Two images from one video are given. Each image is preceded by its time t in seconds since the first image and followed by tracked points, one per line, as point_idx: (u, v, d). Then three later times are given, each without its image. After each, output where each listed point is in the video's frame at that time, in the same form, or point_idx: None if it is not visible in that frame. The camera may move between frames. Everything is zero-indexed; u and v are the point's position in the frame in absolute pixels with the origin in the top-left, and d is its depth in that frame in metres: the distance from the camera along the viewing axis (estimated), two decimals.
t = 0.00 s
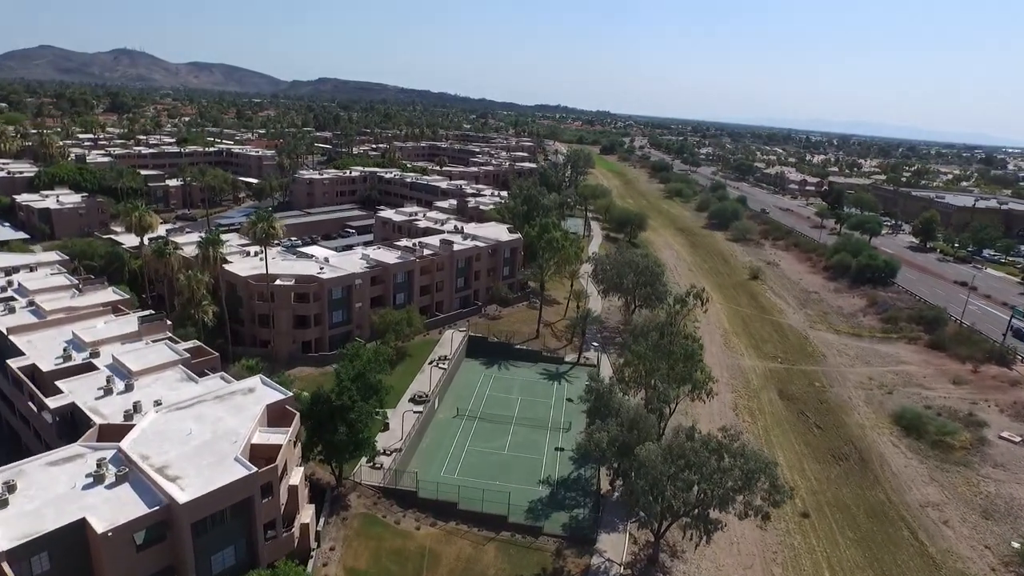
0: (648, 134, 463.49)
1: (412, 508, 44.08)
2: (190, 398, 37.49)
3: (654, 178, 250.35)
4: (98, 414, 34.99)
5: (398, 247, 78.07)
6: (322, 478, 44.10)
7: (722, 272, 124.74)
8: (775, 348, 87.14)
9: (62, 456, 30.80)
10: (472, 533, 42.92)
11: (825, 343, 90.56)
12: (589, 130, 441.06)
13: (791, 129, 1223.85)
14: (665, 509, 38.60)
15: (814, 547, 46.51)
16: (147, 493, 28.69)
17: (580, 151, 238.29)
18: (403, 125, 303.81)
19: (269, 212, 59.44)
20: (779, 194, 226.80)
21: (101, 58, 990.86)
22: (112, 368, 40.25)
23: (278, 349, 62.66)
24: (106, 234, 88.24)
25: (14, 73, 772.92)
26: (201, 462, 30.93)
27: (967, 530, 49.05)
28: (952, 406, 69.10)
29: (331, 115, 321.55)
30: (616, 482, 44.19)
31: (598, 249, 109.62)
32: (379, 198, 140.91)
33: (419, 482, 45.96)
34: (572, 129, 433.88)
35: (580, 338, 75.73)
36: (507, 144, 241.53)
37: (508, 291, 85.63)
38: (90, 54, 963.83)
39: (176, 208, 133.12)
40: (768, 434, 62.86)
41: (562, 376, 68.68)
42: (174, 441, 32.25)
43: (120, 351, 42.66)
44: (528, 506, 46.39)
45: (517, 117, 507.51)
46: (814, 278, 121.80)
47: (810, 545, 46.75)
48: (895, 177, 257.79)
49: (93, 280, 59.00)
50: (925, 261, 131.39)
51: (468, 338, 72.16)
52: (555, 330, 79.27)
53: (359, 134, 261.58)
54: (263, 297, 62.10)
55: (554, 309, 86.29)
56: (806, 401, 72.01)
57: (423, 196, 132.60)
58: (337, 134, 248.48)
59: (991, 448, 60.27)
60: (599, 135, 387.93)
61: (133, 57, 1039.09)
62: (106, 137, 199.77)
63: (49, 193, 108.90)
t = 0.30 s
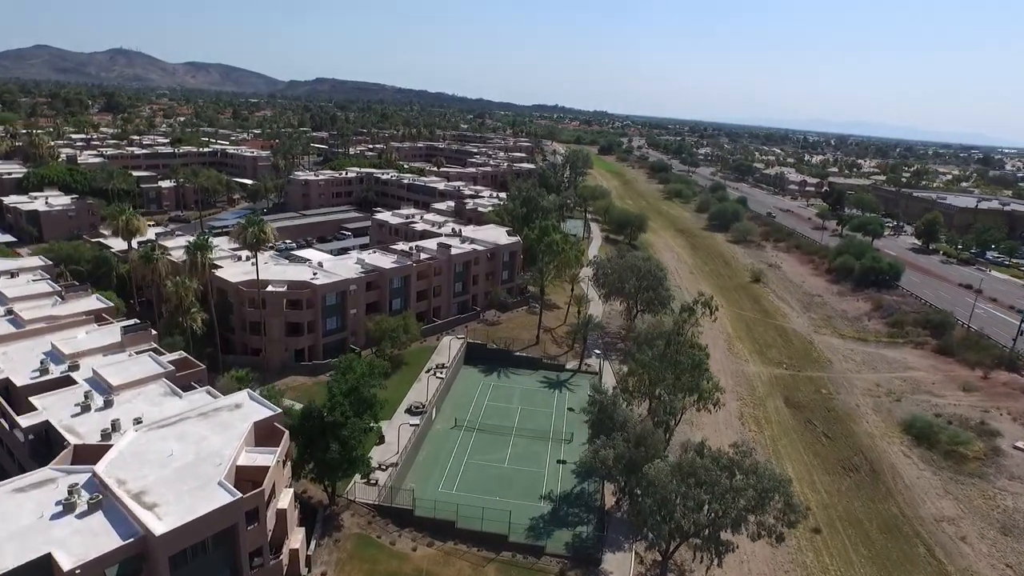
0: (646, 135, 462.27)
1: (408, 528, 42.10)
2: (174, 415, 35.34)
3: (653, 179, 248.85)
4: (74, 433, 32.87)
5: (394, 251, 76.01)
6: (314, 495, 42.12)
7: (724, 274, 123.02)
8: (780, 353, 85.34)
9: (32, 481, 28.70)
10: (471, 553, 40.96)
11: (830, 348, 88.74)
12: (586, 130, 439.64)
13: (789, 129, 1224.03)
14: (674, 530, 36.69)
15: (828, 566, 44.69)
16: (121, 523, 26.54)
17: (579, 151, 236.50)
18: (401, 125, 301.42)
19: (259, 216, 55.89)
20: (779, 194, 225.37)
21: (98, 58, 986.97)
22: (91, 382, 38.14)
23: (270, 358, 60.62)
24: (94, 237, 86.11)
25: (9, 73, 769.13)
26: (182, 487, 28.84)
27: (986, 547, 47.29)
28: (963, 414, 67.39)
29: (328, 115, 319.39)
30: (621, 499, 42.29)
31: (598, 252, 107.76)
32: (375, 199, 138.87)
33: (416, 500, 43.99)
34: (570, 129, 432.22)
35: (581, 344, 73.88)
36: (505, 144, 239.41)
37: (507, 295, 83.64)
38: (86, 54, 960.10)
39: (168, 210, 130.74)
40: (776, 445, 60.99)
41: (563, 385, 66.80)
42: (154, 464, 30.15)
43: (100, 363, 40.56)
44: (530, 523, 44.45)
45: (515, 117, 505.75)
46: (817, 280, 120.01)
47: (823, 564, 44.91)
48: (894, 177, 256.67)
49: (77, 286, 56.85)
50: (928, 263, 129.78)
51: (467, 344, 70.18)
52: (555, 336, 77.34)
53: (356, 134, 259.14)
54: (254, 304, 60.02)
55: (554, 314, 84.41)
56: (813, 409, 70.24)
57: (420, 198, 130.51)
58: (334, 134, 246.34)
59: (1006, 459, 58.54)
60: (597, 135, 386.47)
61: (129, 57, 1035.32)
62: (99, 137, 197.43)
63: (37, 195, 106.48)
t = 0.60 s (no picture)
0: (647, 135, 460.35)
1: (407, 549, 40.17)
2: (159, 432, 33.37)
3: (655, 180, 247.06)
4: (51, 453, 30.88)
5: (393, 255, 74.12)
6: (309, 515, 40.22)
7: (729, 277, 121.04)
8: (788, 360, 83.34)
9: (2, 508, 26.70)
10: None
11: (839, 353, 86.80)
12: (587, 131, 437.76)
13: (790, 129, 1222.16)
14: (687, 553, 34.74)
15: None
16: (95, 555, 24.54)
17: (581, 152, 234.55)
18: (401, 126, 299.57)
19: (253, 220, 54.08)
20: (782, 196, 223.40)
21: (99, 58, 986.66)
22: (73, 398, 36.16)
23: (264, 366, 58.69)
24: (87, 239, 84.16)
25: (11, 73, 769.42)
26: (164, 513, 26.87)
27: (1011, 567, 45.42)
28: (980, 423, 65.47)
29: (328, 116, 317.71)
30: (631, 518, 40.33)
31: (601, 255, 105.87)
32: (375, 200, 136.95)
33: (415, 518, 42.07)
34: (571, 130, 430.36)
35: (585, 351, 71.99)
36: (506, 144, 237.59)
37: (509, 300, 81.74)
38: (87, 54, 959.54)
39: (165, 211, 128.81)
40: (787, 457, 58.99)
41: (567, 393, 64.91)
42: (135, 489, 28.17)
43: (83, 376, 38.56)
44: (534, 542, 42.49)
45: (515, 117, 503.90)
46: (824, 284, 118.07)
47: None
48: (898, 179, 254.77)
49: (65, 292, 54.90)
50: (936, 266, 127.81)
51: (468, 351, 68.30)
52: (559, 343, 75.44)
53: (356, 135, 257.44)
54: (248, 310, 58.11)
55: (557, 319, 82.49)
56: (824, 417, 68.29)
57: (420, 200, 128.71)
58: (333, 135, 244.46)
59: None
60: (598, 135, 384.92)
61: (130, 57, 1034.80)
62: (96, 137, 195.66)
63: (30, 197, 104.54)
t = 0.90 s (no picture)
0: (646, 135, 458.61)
1: (404, 571, 38.30)
2: (140, 452, 31.37)
3: (654, 180, 245.30)
4: (22, 477, 28.90)
5: (390, 260, 72.19)
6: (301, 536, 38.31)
7: (731, 280, 119.22)
8: (794, 366, 81.55)
9: None
10: None
11: (846, 359, 84.99)
12: (586, 131, 435.95)
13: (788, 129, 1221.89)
14: None
15: None
16: None
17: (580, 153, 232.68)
18: (399, 126, 297.62)
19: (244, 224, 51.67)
20: (783, 196, 221.69)
21: (95, 58, 983.05)
22: (50, 414, 34.21)
23: (256, 375, 56.80)
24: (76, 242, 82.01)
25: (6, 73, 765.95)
26: (139, 545, 24.83)
27: None
28: (993, 433, 63.78)
29: (325, 116, 315.38)
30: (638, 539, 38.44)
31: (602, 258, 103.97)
32: (372, 202, 135.06)
33: (412, 538, 40.20)
34: (569, 130, 428.62)
35: (587, 358, 70.14)
36: (505, 145, 235.75)
37: (509, 305, 79.80)
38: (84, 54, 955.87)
39: (159, 213, 126.69)
40: (796, 469, 57.19)
41: (568, 403, 63.08)
42: (110, 517, 26.20)
43: (62, 391, 36.60)
44: (537, 562, 40.58)
45: (514, 117, 502.11)
46: (828, 287, 116.32)
47: None
48: (899, 179, 253.19)
49: (48, 299, 52.87)
50: (941, 268, 126.05)
51: (467, 359, 66.40)
52: (560, 349, 73.57)
53: (354, 135, 255.53)
54: (240, 318, 56.23)
55: (558, 324, 80.70)
56: (832, 426, 66.50)
57: (418, 201, 126.82)
58: (331, 135, 242.41)
59: None
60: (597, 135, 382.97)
61: (127, 57, 1031.11)
62: (90, 138, 193.30)
63: (19, 199, 102.39)
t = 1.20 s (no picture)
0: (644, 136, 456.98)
1: None
2: (116, 475, 29.39)
3: (654, 181, 243.45)
4: None
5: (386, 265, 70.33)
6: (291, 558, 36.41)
7: (733, 283, 117.52)
8: (799, 372, 79.79)
9: None
10: None
11: (852, 364, 83.22)
12: (585, 131, 434.35)
13: (785, 129, 1221.76)
14: None
15: None
16: None
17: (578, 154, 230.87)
18: (396, 126, 295.62)
19: (233, 229, 49.55)
20: (783, 197, 220.07)
21: (92, 58, 979.66)
22: (21, 434, 32.26)
23: (247, 385, 54.85)
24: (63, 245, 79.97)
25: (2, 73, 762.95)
26: None
27: None
28: (1006, 442, 62.09)
29: (321, 116, 313.17)
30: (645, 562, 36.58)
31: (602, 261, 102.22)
32: (368, 204, 133.24)
33: (408, 560, 38.33)
34: (568, 130, 426.91)
35: (588, 366, 68.33)
36: (503, 145, 233.76)
37: (508, 310, 77.97)
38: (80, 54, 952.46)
39: (151, 215, 124.64)
40: (805, 481, 55.40)
41: (569, 412, 61.28)
42: (78, 552, 24.22)
43: (36, 407, 34.63)
44: None
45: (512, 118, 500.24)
46: (831, 290, 114.63)
47: None
48: (900, 180, 251.62)
49: (28, 307, 50.83)
50: (945, 270, 124.37)
51: (464, 366, 64.53)
52: (560, 356, 71.82)
53: (350, 135, 253.42)
54: (229, 326, 54.25)
55: (558, 329, 78.92)
56: (839, 435, 64.74)
57: (415, 203, 125.00)
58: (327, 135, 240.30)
59: None
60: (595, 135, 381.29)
61: (124, 57, 1027.61)
62: (83, 138, 190.84)
63: (8, 201, 100.25)
